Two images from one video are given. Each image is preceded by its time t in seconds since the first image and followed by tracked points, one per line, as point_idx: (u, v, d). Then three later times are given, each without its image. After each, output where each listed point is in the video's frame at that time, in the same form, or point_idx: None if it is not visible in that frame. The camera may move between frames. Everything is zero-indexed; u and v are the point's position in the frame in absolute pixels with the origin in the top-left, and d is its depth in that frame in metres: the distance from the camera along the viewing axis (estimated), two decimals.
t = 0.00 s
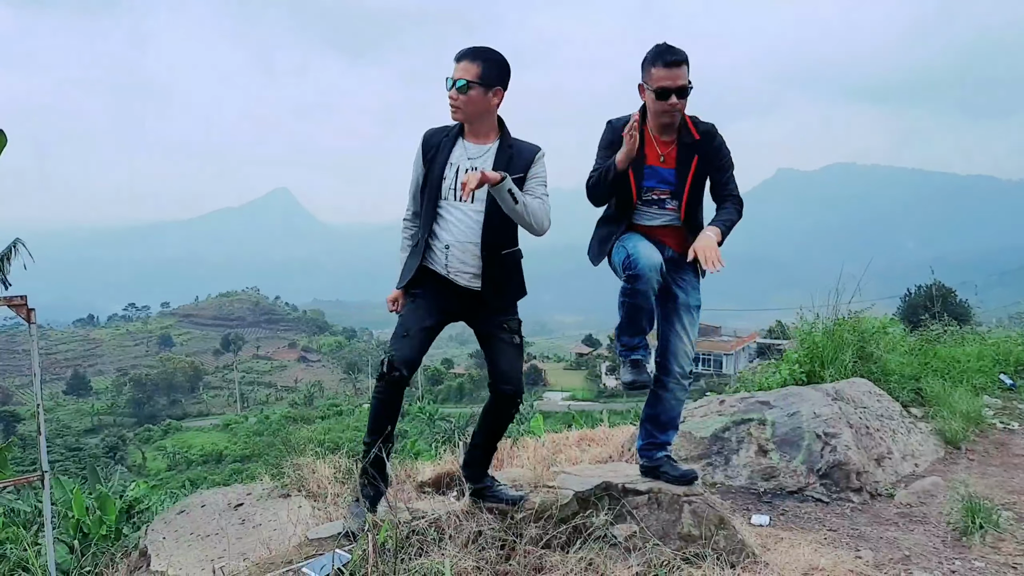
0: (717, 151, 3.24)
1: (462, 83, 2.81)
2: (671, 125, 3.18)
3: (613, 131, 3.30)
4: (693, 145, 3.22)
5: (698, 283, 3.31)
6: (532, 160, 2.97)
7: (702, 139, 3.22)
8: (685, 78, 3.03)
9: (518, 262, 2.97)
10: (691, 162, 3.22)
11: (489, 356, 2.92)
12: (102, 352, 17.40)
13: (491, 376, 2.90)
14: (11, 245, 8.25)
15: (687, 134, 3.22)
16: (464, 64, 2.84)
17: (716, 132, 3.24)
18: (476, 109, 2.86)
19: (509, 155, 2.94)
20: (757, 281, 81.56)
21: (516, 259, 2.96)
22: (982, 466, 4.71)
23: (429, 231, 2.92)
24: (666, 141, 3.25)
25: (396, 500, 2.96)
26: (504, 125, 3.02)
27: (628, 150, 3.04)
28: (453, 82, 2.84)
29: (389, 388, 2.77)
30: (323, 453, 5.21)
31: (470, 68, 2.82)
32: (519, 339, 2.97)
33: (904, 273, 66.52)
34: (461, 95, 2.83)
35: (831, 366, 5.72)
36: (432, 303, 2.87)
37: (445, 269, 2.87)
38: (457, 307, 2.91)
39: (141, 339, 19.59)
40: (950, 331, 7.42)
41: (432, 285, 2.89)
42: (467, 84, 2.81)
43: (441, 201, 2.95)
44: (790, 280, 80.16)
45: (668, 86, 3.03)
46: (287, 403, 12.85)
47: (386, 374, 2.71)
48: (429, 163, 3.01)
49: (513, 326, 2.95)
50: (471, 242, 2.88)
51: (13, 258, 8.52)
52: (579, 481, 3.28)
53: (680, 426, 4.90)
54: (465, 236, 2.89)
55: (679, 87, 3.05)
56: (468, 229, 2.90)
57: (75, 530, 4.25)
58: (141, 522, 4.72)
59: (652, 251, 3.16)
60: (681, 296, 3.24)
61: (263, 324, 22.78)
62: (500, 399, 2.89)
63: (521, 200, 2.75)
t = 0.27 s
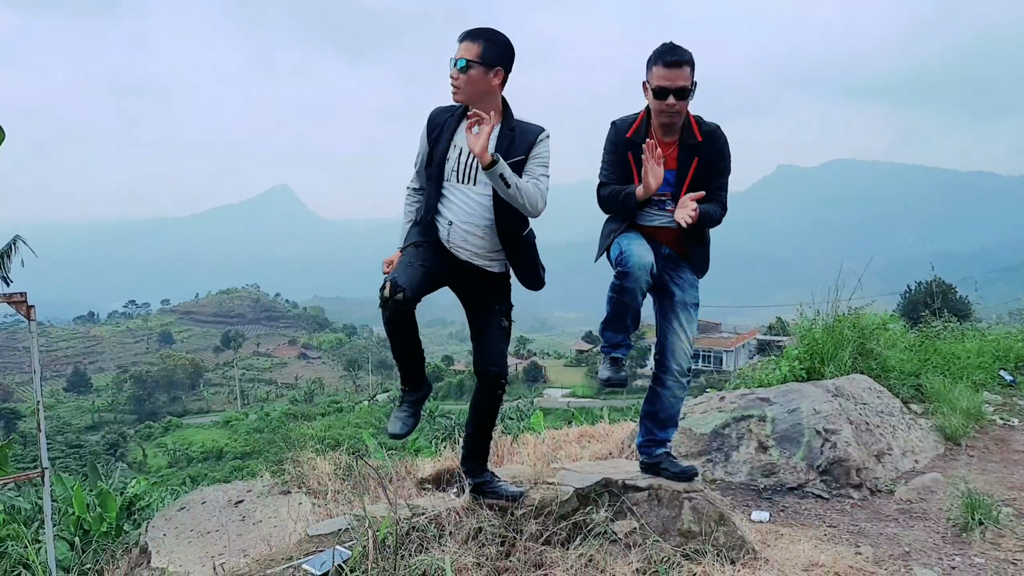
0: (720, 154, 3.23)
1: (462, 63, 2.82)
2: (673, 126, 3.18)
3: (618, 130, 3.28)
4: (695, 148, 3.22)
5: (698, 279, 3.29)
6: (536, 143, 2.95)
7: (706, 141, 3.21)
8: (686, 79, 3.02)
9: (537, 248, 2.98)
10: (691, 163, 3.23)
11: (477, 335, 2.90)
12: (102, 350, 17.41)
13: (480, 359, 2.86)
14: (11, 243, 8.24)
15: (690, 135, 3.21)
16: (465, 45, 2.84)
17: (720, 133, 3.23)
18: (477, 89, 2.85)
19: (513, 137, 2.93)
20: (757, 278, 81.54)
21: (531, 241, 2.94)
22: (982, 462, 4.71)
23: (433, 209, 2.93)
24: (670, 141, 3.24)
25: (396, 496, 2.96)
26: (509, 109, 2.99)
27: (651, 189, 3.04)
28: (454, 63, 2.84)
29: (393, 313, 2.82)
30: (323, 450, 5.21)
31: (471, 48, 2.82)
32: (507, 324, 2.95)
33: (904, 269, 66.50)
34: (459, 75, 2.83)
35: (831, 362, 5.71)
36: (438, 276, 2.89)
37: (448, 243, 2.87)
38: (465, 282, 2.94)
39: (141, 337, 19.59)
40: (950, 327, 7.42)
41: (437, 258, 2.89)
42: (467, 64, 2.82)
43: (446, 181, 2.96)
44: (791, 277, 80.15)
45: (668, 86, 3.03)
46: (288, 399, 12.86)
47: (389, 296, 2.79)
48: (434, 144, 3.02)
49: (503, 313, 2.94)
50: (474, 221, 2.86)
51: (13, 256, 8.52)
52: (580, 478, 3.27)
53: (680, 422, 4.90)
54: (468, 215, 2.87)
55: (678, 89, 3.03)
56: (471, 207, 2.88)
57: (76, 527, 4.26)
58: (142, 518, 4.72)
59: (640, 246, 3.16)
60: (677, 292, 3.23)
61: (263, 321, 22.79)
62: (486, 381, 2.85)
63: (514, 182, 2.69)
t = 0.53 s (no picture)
0: (733, 152, 3.24)
1: (468, 59, 2.81)
2: (689, 121, 3.16)
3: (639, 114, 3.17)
4: (712, 145, 3.20)
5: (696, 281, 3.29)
6: (534, 142, 2.94)
7: (722, 139, 3.20)
8: (691, 73, 3.03)
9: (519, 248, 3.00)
10: (709, 161, 3.21)
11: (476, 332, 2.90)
12: (103, 346, 17.43)
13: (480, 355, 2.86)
14: (11, 240, 8.25)
15: (706, 132, 3.19)
16: (470, 40, 2.83)
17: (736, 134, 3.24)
18: (480, 85, 2.84)
19: (510, 135, 2.92)
20: (757, 273, 81.51)
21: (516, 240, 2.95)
22: (983, 457, 4.71)
23: (429, 206, 2.94)
24: (686, 135, 3.21)
25: (397, 492, 2.96)
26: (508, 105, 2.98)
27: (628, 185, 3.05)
28: (457, 58, 2.83)
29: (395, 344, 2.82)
30: (324, 446, 5.22)
31: (475, 44, 2.82)
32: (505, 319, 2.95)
33: (905, 265, 66.46)
34: (464, 70, 2.81)
35: (831, 358, 5.71)
36: (432, 273, 2.89)
37: (442, 241, 2.88)
38: (457, 278, 2.93)
39: (143, 333, 19.61)
40: (951, 323, 7.41)
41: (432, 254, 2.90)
42: (472, 59, 2.80)
43: (442, 177, 2.95)
44: (791, 273, 80.13)
45: (680, 78, 3.03)
46: (289, 396, 12.87)
47: (393, 328, 2.77)
48: (432, 140, 3.00)
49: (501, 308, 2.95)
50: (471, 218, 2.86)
51: (13, 253, 8.52)
52: (580, 474, 3.27)
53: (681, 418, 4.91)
54: (465, 212, 2.87)
55: (677, 81, 3.04)
56: (467, 205, 2.88)
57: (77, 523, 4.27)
58: (144, 514, 4.73)
59: (623, 261, 3.22)
60: (675, 298, 3.23)
61: (264, 318, 22.81)
62: (485, 378, 2.85)
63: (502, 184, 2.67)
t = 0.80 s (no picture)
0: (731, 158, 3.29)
1: (476, 73, 2.76)
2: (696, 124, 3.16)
3: (641, 121, 3.19)
4: (712, 149, 3.23)
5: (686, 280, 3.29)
6: (521, 153, 2.97)
7: (720, 146, 3.25)
8: (718, 77, 3.00)
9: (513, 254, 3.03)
10: (711, 162, 3.23)
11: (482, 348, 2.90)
12: (105, 343, 17.46)
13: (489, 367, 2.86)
14: (13, 236, 8.26)
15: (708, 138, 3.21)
16: (464, 57, 2.77)
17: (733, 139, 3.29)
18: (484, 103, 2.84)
19: (501, 148, 2.93)
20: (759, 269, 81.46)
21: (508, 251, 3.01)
22: (985, 453, 4.71)
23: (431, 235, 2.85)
24: (689, 138, 3.21)
25: (399, 488, 2.96)
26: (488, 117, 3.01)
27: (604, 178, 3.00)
28: (463, 73, 2.77)
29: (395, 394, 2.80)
30: (326, 442, 5.22)
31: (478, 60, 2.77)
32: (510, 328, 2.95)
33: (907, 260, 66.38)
34: (471, 87, 2.77)
35: (833, 354, 5.71)
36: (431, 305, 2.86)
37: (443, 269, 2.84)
38: (452, 301, 2.91)
39: (144, 330, 19.62)
40: (953, 318, 7.40)
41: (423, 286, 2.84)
42: (481, 76, 2.77)
43: (440, 198, 2.87)
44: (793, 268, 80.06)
45: (701, 81, 2.99)
46: (290, 392, 12.88)
47: (403, 386, 2.75)
48: (422, 167, 2.86)
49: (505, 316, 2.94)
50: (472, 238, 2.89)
51: (15, 249, 8.53)
52: (582, 470, 3.26)
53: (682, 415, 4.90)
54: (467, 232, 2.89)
55: (707, 86, 3.00)
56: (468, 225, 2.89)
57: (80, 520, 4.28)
58: (146, 511, 4.74)
59: (606, 285, 3.22)
60: (668, 302, 3.23)
61: (266, 314, 22.82)
62: (497, 387, 2.84)
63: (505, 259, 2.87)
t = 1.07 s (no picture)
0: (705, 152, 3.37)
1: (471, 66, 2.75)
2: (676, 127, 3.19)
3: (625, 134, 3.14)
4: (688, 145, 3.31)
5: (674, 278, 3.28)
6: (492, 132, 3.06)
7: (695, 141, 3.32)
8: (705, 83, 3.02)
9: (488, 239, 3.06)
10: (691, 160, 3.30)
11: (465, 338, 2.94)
12: (106, 341, 17.47)
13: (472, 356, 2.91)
14: (15, 235, 8.26)
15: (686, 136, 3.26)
16: (460, 48, 2.72)
17: (703, 132, 3.38)
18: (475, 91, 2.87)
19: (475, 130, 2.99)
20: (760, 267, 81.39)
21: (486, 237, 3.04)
22: (987, 451, 4.71)
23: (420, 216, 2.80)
24: (667, 140, 3.24)
25: (400, 486, 2.96)
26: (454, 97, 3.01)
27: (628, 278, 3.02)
28: (462, 65, 2.74)
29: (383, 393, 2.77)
30: (327, 440, 5.23)
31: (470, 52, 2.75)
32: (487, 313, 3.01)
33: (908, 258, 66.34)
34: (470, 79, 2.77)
35: (835, 351, 5.71)
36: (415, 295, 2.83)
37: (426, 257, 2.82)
38: (433, 291, 2.88)
39: (146, 328, 19.63)
40: (955, 316, 7.39)
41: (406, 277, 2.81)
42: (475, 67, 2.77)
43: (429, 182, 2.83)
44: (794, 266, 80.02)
45: (690, 88, 2.99)
46: (292, 390, 12.88)
47: (391, 381, 2.73)
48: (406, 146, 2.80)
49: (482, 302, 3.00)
50: (455, 224, 2.88)
51: (16, 248, 8.53)
52: (584, 468, 3.26)
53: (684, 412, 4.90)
54: (451, 218, 2.88)
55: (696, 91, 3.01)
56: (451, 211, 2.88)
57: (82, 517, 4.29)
58: (148, 509, 4.75)
59: (593, 290, 3.23)
60: (659, 301, 3.22)
61: (267, 312, 22.82)
62: (482, 375, 2.92)
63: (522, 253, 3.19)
